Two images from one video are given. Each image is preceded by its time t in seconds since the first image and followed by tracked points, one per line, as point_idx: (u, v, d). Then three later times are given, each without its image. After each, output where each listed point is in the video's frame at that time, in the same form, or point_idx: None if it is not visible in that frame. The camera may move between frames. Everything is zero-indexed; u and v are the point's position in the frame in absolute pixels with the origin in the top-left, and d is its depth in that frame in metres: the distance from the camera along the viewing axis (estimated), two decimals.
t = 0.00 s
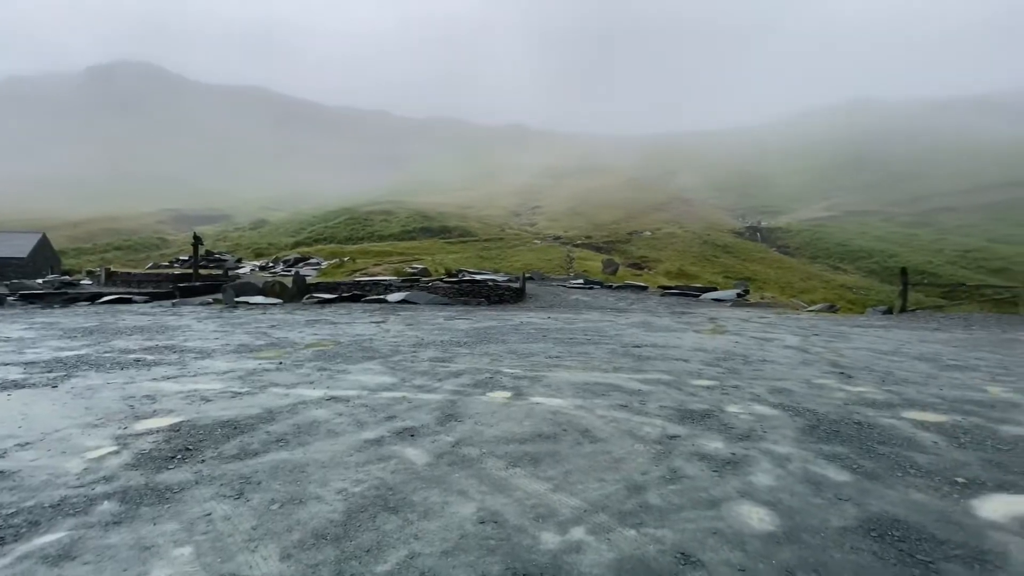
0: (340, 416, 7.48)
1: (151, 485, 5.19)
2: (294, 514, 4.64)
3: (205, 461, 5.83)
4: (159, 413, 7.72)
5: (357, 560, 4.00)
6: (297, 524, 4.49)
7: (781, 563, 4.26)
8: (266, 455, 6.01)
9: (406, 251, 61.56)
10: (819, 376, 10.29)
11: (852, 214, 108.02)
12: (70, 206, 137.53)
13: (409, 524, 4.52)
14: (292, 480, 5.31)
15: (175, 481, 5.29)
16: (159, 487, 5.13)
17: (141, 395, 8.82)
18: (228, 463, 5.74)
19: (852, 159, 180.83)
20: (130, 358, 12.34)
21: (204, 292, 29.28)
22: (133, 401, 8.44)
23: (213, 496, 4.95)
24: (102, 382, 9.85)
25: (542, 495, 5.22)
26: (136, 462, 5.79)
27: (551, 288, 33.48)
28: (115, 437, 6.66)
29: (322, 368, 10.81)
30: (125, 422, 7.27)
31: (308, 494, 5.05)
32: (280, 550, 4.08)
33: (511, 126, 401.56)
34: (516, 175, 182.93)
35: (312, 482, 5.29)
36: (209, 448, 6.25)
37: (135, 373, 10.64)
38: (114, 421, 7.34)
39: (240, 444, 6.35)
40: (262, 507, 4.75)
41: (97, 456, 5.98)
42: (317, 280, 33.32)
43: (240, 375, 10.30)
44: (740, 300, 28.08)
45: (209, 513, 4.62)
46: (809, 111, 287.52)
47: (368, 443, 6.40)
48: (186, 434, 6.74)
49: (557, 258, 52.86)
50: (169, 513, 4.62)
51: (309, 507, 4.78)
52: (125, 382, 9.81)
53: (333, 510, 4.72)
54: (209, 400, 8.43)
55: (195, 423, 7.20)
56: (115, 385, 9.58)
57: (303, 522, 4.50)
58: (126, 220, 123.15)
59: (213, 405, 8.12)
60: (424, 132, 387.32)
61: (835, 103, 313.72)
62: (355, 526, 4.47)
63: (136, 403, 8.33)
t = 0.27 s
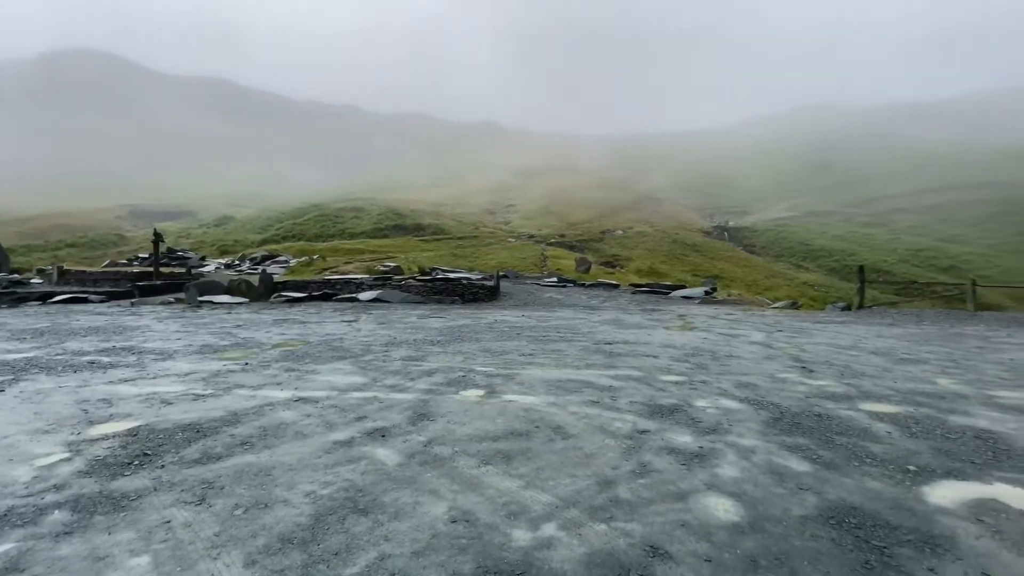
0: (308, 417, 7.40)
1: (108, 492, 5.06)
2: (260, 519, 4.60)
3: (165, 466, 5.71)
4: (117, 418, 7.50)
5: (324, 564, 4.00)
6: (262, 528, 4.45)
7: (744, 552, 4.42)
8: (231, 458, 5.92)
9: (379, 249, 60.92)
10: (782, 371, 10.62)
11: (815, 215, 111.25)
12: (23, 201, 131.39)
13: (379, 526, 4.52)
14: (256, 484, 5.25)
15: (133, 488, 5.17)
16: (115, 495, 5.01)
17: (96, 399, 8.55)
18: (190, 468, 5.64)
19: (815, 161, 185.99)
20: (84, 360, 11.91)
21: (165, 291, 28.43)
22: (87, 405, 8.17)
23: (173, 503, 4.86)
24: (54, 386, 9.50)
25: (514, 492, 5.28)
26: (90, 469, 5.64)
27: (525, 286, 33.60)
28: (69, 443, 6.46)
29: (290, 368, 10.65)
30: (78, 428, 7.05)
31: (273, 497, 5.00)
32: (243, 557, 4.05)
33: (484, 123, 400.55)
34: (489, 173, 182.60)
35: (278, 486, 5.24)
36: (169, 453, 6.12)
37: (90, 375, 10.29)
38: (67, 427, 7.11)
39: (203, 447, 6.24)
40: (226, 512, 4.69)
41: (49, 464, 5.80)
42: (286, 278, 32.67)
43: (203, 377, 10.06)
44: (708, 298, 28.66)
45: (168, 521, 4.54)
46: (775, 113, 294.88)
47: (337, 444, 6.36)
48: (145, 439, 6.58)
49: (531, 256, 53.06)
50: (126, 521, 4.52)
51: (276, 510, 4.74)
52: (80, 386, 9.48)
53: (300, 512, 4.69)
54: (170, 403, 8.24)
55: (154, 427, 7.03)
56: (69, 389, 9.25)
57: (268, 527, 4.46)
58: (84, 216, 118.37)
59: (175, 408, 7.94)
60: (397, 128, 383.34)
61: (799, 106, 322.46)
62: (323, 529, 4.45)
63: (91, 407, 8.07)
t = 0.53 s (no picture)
0: (275, 420, 7.30)
1: (60, 503, 4.93)
2: (225, 525, 4.54)
3: (122, 474, 5.58)
4: (71, 424, 7.26)
5: (293, 569, 3.99)
6: (226, 536, 4.40)
7: (713, 543, 4.55)
8: (194, 464, 5.81)
9: (350, 246, 60.15)
10: (749, 366, 10.91)
11: (780, 215, 114.10)
12: None
13: (350, 529, 4.52)
14: (222, 490, 5.17)
15: (88, 497, 5.04)
16: (69, 505, 4.88)
17: (47, 404, 8.26)
18: (150, 475, 5.52)
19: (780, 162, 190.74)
20: (34, 364, 11.46)
21: (122, 291, 27.51)
22: (38, 411, 7.88)
23: (133, 511, 4.76)
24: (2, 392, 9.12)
25: (489, 491, 5.32)
26: (41, 478, 5.46)
27: (498, 284, 33.67)
28: (17, 451, 6.23)
29: (256, 370, 10.47)
30: (27, 435, 6.81)
31: (240, 502, 4.94)
32: (207, 566, 4.01)
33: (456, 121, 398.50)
34: (462, 172, 181.77)
35: (244, 490, 5.18)
36: (127, 460, 5.97)
37: (41, 380, 9.92)
38: (16, 435, 6.85)
39: (163, 453, 6.11)
40: (190, 519, 4.62)
41: None
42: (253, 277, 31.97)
43: (164, 379, 9.81)
44: (677, 296, 29.20)
45: (127, 531, 4.45)
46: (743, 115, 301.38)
47: (307, 448, 6.30)
48: (100, 445, 6.40)
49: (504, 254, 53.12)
50: (80, 533, 4.41)
51: (242, 516, 4.69)
52: (30, 391, 9.13)
53: (267, 519, 4.65)
54: (128, 407, 8.02)
55: (111, 433, 6.84)
56: (18, 395, 8.90)
57: (233, 534, 4.41)
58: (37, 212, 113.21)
59: (133, 413, 7.73)
60: (368, 125, 378.57)
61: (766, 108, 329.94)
62: (291, 534, 4.42)
63: (42, 413, 7.79)
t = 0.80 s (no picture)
0: (240, 423, 7.19)
1: (9, 515, 4.78)
2: (188, 534, 4.48)
3: (77, 483, 5.44)
4: (20, 431, 7.02)
5: None
6: (188, 545, 4.34)
7: (680, 536, 4.69)
8: (155, 471, 5.70)
9: (319, 245, 59.25)
10: (715, 362, 11.17)
11: (746, 215, 116.72)
12: None
13: (320, 534, 4.51)
14: (184, 498, 5.09)
15: (40, 508, 4.90)
16: (19, 517, 4.74)
17: None
18: (107, 484, 5.39)
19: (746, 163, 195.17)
20: None
21: (75, 291, 26.52)
22: None
23: (88, 522, 4.66)
24: None
25: (460, 491, 5.36)
26: None
27: (471, 283, 33.64)
28: None
29: (220, 372, 10.26)
30: None
31: (203, 510, 4.87)
32: None
33: (427, 118, 395.62)
34: (434, 170, 180.51)
35: (207, 498, 5.10)
36: (81, 468, 5.81)
37: None
38: None
39: (121, 460, 5.97)
40: (148, 529, 4.54)
41: None
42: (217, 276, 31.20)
43: (121, 383, 9.54)
44: (646, 294, 29.67)
45: (81, 543, 4.36)
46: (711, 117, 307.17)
47: (273, 451, 6.23)
48: (53, 453, 6.22)
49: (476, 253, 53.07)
50: (32, 546, 4.30)
51: (205, 524, 4.63)
52: None
53: (232, 526, 4.60)
54: (82, 413, 7.78)
55: (64, 440, 6.65)
56: None
57: (196, 543, 4.36)
58: None
59: (88, 419, 7.51)
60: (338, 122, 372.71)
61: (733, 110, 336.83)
62: (257, 542, 4.39)
63: None
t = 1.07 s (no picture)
0: (202, 429, 7.06)
1: None
2: (145, 545, 4.41)
3: (24, 494, 5.28)
4: None
5: None
6: (147, 556, 4.28)
7: (649, 530, 4.82)
8: (110, 480, 5.57)
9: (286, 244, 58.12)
10: (682, 360, 11.43)
11: (712, 216, 119.00)
12: None
13: (286, 540, 4.49)
14: (140, 507, 4.99)
15: None
16: None
17: None
18: (57, 494, 5.25)
19: (712, 166, 198.82)
20: None
21: (23, 291, 25.46)
22: None
23: (37, 535, 4.54)
24: None
25: (432, 493, 5.39)
26: None
27: (442, 283, 33.50)
28: None
29: (179, 376, 10.01)
30: None
31: (162, 519, 4.79)
32: None
33: (398, 115, 391.33)
34: (405, 168, 178.79)
35: (165, 507, 5.01)
36: (29, 480, 5.63)
37: None
38: None
39: (72, 470, 5.81)
40: (102, 541, 4.45)
41: None
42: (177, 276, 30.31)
43: (73, 389, 9.23)
44: (616, 293, 30.03)
45: (30, 559, 4.25)
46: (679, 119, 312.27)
47: (236, 458, 6.14)
48: None
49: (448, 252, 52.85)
50: None
51: (164, 534, 4.56)
52: None
53: (193, 536, 4.54)
54: (28, 422, 7.51)
55: (10, 450, 6.42)
56: None
57: (154, 554, 4.28)
58: None
59: (35, 427, 7.26)
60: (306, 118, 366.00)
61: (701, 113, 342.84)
62: (220, 551, 4.34)
63: None
